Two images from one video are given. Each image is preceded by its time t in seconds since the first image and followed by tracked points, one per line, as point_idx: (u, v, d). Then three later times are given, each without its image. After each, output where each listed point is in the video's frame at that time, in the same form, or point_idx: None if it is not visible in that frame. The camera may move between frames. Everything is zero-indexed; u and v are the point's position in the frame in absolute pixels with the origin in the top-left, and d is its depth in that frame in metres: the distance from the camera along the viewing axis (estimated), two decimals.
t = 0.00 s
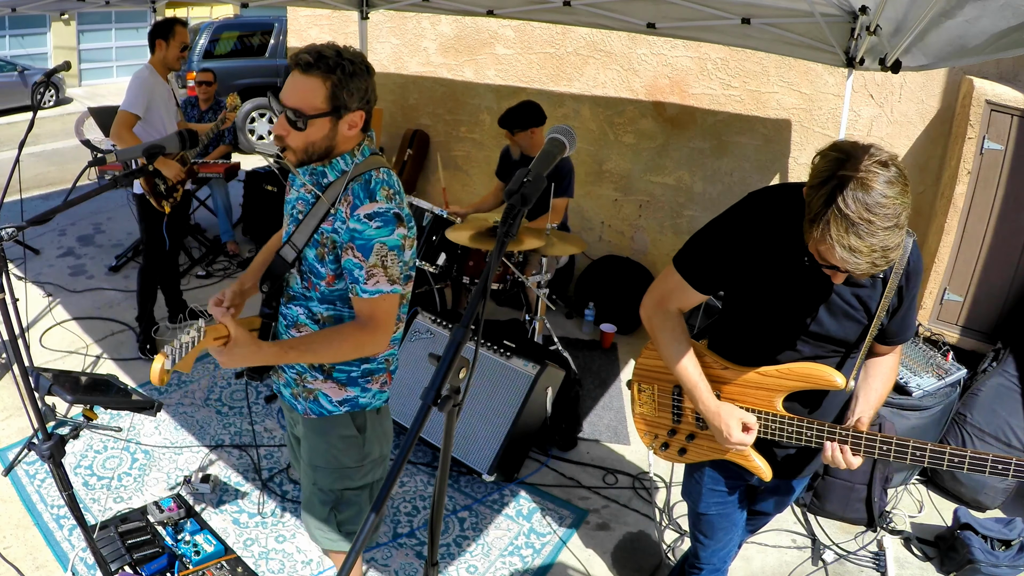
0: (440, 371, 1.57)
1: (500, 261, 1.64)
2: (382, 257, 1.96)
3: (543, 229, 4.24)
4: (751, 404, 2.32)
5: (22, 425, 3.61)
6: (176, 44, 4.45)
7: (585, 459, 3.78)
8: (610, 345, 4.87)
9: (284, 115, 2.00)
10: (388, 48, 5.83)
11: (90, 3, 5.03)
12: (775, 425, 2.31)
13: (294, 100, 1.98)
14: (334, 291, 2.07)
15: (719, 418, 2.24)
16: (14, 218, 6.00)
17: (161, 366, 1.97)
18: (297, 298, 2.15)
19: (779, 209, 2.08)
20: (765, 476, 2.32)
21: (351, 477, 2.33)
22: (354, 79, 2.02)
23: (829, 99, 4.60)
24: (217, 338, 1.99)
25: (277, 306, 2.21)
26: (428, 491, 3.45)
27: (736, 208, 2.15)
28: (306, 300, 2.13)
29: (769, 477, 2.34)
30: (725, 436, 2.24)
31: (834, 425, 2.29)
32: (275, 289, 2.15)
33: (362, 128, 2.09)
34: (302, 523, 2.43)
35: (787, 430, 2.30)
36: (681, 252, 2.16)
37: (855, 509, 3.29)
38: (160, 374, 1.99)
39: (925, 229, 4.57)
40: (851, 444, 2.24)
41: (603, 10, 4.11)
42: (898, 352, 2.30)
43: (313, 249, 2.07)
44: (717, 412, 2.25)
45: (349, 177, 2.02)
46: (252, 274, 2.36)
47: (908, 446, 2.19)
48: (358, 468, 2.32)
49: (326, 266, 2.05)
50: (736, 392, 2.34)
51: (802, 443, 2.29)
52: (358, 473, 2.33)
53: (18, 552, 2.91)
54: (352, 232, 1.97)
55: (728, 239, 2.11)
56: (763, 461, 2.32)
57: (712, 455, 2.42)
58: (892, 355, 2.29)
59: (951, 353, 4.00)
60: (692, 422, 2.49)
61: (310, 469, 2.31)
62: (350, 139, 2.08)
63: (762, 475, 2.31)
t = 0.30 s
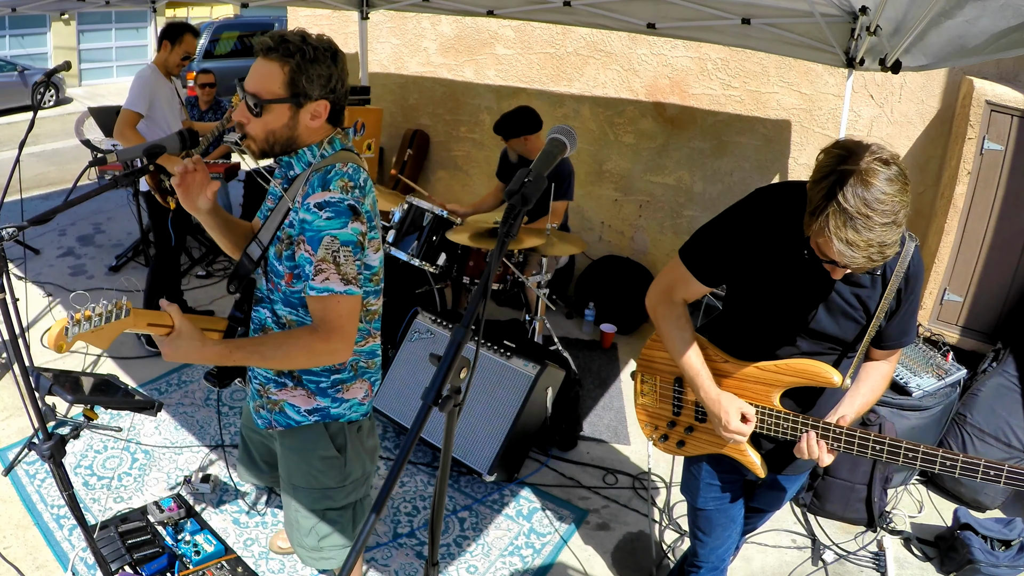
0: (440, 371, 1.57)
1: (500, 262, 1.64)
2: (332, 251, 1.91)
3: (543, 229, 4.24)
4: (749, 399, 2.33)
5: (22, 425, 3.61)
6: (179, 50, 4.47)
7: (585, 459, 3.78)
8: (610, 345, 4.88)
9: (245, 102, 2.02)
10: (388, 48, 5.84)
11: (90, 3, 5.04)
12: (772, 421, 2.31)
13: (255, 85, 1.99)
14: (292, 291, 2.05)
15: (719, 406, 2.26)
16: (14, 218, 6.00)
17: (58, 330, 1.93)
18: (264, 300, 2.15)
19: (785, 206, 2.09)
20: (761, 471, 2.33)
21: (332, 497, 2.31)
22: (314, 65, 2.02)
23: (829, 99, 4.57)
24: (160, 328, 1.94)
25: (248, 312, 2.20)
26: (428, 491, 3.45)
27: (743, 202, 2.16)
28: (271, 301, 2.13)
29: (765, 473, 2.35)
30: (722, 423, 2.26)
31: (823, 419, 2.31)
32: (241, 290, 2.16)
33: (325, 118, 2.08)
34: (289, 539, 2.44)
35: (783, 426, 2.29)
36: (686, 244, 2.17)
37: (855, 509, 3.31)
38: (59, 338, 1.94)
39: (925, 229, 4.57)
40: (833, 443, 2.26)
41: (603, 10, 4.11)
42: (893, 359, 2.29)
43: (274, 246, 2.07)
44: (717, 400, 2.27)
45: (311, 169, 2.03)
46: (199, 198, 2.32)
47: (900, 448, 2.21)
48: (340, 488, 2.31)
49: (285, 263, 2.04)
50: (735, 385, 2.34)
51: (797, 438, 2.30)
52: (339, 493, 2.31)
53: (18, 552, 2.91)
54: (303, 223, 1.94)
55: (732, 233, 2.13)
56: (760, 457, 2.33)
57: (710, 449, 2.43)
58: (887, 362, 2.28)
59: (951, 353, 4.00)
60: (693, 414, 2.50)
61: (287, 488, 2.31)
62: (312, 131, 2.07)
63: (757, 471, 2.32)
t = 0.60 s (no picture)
0: (439, 371, 1.56)
1: (500, 261, 1.63)
2: (313, 254, 1.96)
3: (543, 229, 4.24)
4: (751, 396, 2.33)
5: (22, 425, 3.61)
6: (179, 52, 4.48)
7: (585, 459, 3.78)
8: (610, 344, 4.87)
9: (226, 101, 2.02)
10: (388, 48, 5.84)
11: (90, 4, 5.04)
12: (772, 418, 2.32)
13: (239, 86, 2.00)
14: (267, 289, 2.08)
15: (721, 402, 2.25)
16: (14, 218, 6.00)
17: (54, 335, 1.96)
18: (236, 296, 2.16)
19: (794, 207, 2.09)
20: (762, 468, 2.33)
21: (304, 488, 2.35)
22: (299, 71, 2.03)
23: (829, 99, 4.58)
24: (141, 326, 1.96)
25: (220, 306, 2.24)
26: (428, 491, 3.45)
27: (751, 200, 2.17)
28: (244, 298, 2.14)
29: (766, 470, 2.33)
30: (726, 420, 2.25)
31: (825, 420, 2.31)
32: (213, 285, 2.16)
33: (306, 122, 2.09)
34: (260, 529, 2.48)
35: (784, 423, 2.30)
36: (693, 241, 2.19)
37: (855, 509, 3.26)
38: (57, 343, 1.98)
39: (925, 229, 4.57)
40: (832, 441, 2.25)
41: (603, 10, 4.11)
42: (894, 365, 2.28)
43: (248, 244, 2.08)
44: (720, 396, 2.26)
45: (288, 171, 2.05)
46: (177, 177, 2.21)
47: (899, 449, 2.18)
48: (311, 479, 2.35)
49: (260, 263, 2.06)
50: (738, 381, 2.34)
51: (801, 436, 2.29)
52: (311, 484, 2.36)
53: (18, 552, 2.91)
54: (282, 225, 1.98)
55: (738, 232, 2.14)
56: (762, 454, 2.31)
57: (713, 444, 2.42)
58: (888, 366, 2.27)
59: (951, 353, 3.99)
60: (696, 408, 2.49)
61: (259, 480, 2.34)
62: (291, 134, 2.08)
63: (758, 468, 2.30)
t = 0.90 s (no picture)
0: (439, 371, 1.56)
1: (500, 261, 1.64)
2: (310, 256, 1.99)
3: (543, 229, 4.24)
4: (755, 398, 2.33)
5: (22, 424, 3.61)
6: (179, 51, 4.46)
7: (585, 459, 3.78)
8: (610, 344, 4.88)
9: (221, 103, 2.00)
10: (388, 48, 5.84)
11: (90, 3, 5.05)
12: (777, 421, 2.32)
13: (235, 89, 1.98)
14: (258, 287, 2.09)
15: (725, 409, 2.25)
16: (14, 218, 6.00)
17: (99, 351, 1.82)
18: (222, 292, 2.16)
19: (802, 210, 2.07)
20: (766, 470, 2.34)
21: (288, 472, 2.36)
22: (298, 79, 2.04)
23: (829, 99, 4.58)
24: (149, 329, 1.93)
25: (204, 301, 2.22)
26: (428, 491, 3.45)
27: (756, 202, 2.17)
28: (231, 294, 2.14)
29: (770, 471, 2.35)
30: (728, 427, 2.25)
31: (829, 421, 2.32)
32: (200, 282, 2.15)
33: (299, 126, 2.10)
34: (247, 523, 2.46)
35: (790, 425, 2.30)
36: (698, 245, 2.18)
37: (855, 509, 3.25)
38: (97, 358, 1.83)
39: (926, 229, 4.57)
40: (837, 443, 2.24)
41: (603, 10, 4.11)
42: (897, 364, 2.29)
43: (238, 244, 2.08)
44: (725, 404, 2.26)
45: (279, 172, 2.05)
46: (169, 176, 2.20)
47: (905, 452, 2.16)
48: (296, 463, 2.36)
49: (251, 262, 2.06)
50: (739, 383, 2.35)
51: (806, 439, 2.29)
52: (295, 468, 2.37)
53: (18, 552, 2.91)
54: (280, 228, 1.99)
55: (743, 235, 2.13)
56: (765, 456, 2.33)
57: (717, 447, 2.43)
58: (892, 365, 2.28)
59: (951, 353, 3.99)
60: (699, 410, 2.50)
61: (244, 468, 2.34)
62: (283, 138, 2.09)
63: (762, 469, 2.32)
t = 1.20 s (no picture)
0: (440, 371, 1.56)
1: (500, 262, 1.63)
2: (309, 255, 2.00)
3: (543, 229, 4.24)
4: (757, 404, 2.32)
5: (22, 424, 3.61)
6: (178, 52, 4.46)
7: (585, 459, 3.78)
8: (610, 344, 4.87)
9: (218, 102, 1.99)
10: (388, 48, 5.84)
11: (90, 3, 5.05)
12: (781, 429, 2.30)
13: (233, 90, 1.98)
14: (254, 288, 2.09)
15: (728, 419, 2.25)
16: (14, 218, 6.00)
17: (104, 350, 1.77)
18: (218, 294, 2.16)
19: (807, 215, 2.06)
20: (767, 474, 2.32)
21: (288, 473, 2.38)
22: (295, 78, 2.04)
23: (829, 99, 4.58)
24: (149, 330, 1.90)
25: (199, 303, 2.21)
26: (428, 491, 3.45)
27: (755, 208, 2.17)
28: (227, 296, 2.14)
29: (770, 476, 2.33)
30: (730, 436, 2.26)
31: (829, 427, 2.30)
32: (194, 285, 2.14)
33: (295, 125, 2.11)
34: (246, 522, 2.50)
35: (792, 432, 2.28)
36: (697, 250, 2.18)
37: (855, 509, 3.22)
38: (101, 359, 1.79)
39: (926, 229, 4.56)
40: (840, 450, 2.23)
41: (603, 10, 4.11)
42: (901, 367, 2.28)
43: (234, 245, 2.07)
44: (727, 412, 2.26)
45: (275, 172, 2.05)
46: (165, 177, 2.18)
47: (908, 460, 2.14)
48: (296, 464, 2.39)
49: (248, 263, 2.06)
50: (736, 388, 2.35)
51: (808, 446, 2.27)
52: (295, 469, 2.39)
53: (18, 552, 2.91)
54: (278, 228, 2.00)
55: (743, 240, 2.13)
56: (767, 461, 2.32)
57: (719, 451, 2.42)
58: (895, 368, 2.26)
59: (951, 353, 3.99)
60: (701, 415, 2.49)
61: (243, 472, 2.36)
62: (280, 138, 2.09)
63: (763, 474, 2.31)
